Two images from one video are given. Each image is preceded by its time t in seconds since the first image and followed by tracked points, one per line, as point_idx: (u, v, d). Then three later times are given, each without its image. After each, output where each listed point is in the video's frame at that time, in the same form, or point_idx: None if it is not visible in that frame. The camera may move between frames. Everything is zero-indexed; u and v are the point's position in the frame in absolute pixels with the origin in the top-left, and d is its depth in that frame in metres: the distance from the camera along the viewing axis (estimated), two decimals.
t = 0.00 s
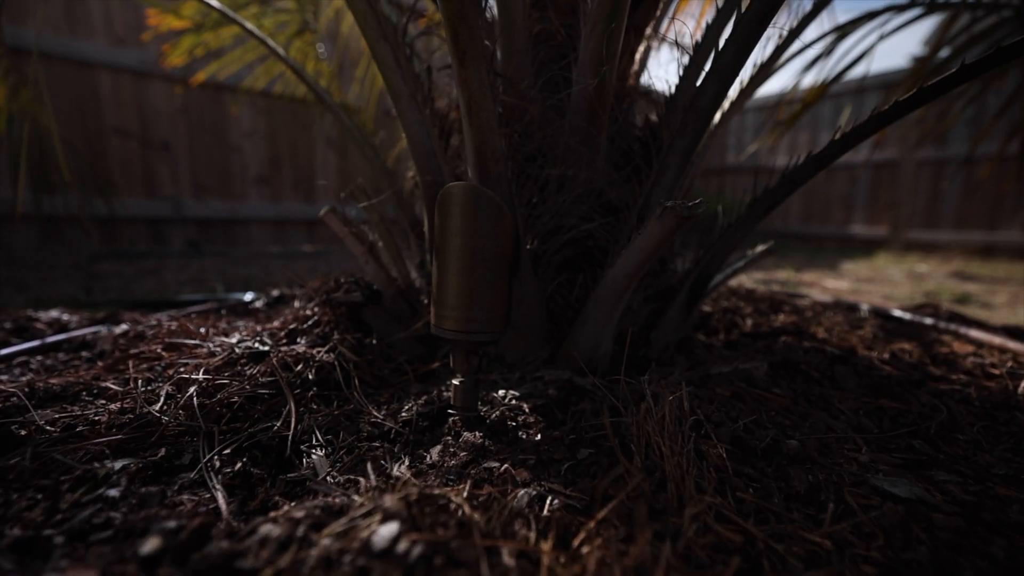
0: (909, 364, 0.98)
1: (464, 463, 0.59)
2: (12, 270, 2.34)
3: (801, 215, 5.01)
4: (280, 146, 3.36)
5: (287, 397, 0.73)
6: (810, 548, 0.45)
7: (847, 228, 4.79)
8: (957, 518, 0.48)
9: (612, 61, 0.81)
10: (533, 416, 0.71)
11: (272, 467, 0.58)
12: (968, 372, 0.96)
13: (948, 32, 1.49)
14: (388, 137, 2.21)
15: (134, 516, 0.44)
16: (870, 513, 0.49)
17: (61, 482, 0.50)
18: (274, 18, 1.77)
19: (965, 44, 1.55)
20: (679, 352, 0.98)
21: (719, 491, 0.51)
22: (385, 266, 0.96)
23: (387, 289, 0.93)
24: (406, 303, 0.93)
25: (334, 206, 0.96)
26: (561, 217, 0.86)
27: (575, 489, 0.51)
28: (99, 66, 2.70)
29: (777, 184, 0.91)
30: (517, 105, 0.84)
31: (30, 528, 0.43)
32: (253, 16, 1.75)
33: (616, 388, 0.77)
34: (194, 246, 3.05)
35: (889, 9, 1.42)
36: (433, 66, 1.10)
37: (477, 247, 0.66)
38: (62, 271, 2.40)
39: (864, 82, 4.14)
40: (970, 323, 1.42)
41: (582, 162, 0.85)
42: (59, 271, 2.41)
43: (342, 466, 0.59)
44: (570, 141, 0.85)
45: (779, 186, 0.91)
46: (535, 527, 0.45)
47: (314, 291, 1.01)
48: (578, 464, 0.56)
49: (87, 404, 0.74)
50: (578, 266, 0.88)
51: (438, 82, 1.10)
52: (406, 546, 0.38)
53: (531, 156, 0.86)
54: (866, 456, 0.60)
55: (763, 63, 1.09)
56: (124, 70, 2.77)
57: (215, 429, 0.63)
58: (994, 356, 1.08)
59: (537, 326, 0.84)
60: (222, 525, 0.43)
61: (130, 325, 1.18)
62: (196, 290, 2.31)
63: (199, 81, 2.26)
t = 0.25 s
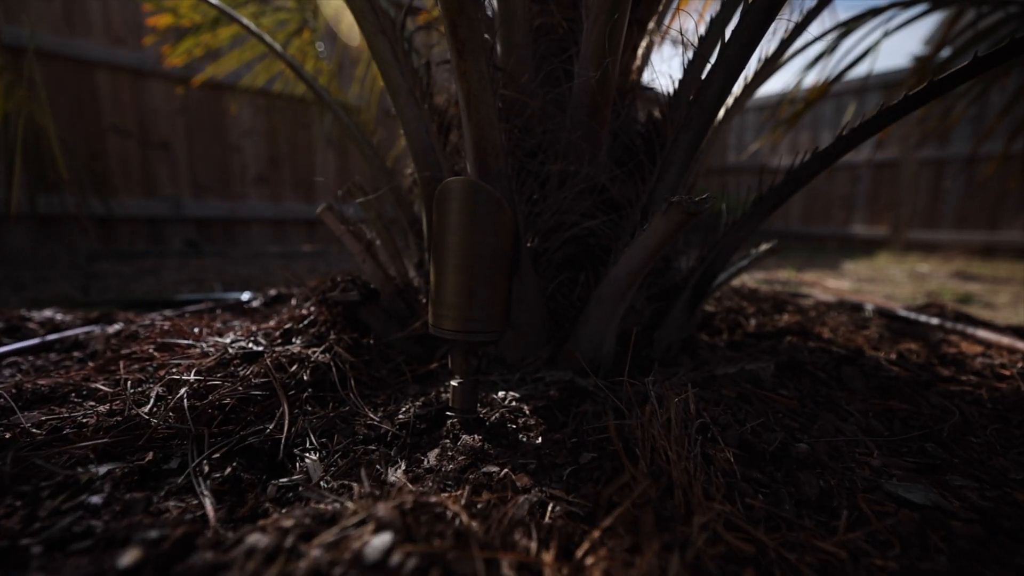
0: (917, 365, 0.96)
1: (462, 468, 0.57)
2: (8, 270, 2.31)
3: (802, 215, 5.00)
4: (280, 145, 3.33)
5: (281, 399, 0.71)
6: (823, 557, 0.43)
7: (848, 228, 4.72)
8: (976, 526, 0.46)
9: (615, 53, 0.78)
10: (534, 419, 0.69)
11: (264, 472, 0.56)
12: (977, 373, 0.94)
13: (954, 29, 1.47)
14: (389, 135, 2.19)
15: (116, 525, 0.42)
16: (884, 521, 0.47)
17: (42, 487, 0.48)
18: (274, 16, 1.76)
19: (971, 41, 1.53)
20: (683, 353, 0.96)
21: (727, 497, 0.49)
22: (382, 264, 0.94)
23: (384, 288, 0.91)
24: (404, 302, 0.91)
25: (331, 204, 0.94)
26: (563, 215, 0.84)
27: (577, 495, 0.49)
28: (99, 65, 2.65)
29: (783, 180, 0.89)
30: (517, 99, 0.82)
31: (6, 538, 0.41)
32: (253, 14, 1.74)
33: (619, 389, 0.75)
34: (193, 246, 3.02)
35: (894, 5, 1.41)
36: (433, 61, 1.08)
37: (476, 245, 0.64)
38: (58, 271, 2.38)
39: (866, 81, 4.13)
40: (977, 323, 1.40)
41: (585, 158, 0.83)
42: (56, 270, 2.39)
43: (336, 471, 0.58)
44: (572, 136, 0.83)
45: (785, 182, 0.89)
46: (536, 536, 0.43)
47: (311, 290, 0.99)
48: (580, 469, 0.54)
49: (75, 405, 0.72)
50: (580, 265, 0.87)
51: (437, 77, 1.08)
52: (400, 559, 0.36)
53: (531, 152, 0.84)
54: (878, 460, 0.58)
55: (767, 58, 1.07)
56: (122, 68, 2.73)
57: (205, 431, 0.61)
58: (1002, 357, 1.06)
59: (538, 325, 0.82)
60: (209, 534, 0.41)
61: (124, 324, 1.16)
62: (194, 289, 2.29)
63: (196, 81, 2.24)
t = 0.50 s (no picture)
0: (927, 365, 0.94)
1: (459, 473, 0.54)
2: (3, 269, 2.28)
3: (803, 215, 4.95)
4: (278, 144, 3.29)
5: (273, 401, 0.68)
6: (839, 568, 0.41)
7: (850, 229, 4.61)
8: (1000, 535, 0.44)
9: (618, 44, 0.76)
10: (535, 421, 0.67)
11: (254, 477, 0.54)
12: (988, 374, 0.92)
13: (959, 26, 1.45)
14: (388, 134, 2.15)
15: (94, 537, 0.39)
16: (904, 530, 0.45)
17: (18, 495, 0.45)
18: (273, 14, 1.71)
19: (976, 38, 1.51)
20: (686, 353, 0.94)
21: (737, 504, 0.46)
22: (379, 263, 0.92)
23: (381, 286, 0.88)
24: (401, 302, 0.89)
25: (327, 201, 0.91)
26: (564, 212, 0.81)
27: (580, 502, 0.47)
28: (97, 64, 2.59)
29: (791, 176, 0.87)
30: (517, 92, 0.80)
31: None
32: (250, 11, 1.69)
33: (622, 391, 0.73)
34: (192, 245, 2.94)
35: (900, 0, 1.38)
36: (430, 55, 1.05)
37: (475, 241, 0.62)
38: (54, 270, 2.35)
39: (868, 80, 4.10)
40: (983, 322, 1.38)
41: (587, 153, 0.81)
42: (53, 270, 2.35)
43: (329, 477, 0.55)
44: (574, 130, 0.81)
45: (792, 178, 0.87)
46: (537, 546, 0.41)
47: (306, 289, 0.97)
48: (583, 475, 0.52)
49: (61, 408, 0.69)
50: (582, 263, 0.84)
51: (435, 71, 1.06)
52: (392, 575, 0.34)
53: (532, 147, 0.82)
54: (893, 465, 0.56)
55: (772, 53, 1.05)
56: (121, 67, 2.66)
57: (193, 434, 0.58)
58: (1012, 357, 1.04)
59: (539, 325, 0.80)
60: (192, 545, 0.39)
61: (114, 324, 1.13)
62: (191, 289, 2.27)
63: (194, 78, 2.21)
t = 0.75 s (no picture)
0: (936, 366, 0.91)
1: (457, 479, 0.52)
2: None
3: (802, 215, 4.88)
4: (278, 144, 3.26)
5: (266, 403, 0.66)
6: None
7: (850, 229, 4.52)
8: None
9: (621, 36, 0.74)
10: (535, 424, 0.65)
11: (245, 482, 0.52)
12: (999, 376, 0.90)
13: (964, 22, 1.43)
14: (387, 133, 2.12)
15: (74, 548, 0.37)
16: (924, 541, 0.42)
17: None
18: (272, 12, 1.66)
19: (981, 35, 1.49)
20: (690, 355, 0.92)
21: (748, 514, 0.44)
22: (377, 262, 0.90)
23: (378, 286, 0.86)
24: (399, 302, 0.87)
25: (323, 199, 0.89)
26: (566, 209, 0.79)
27: (584, 510, 0.45)
28: (94, 61, 2.54)
29: (798, 172, 0.84)
30: (518, 87, 0.78)
31: None
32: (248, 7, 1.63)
33: (625, 393, 0.71)
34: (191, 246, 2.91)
35: None
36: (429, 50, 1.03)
37: (474, 239, 0.60)
38: (50, 270, 2.32)
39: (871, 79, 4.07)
40: (990, 322, 1.36)
41: (590, 149, 0.79)
42: (49, 270, 2.32)
43: (322, 482, 0.53)
44: (577, 126, 0.79)
45: (799, 174, 0.85)
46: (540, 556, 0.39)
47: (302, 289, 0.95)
48: (587, 481, 0.50)
49: (47, 410, 0.67)
50: (584, 262, 0.82)
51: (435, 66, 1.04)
52: None
53: (533, 143, 0.80)
54: (908, 471, 0.54)
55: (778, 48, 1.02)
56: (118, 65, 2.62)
57: (182, 438, 0.56)
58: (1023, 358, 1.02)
59: (540, 325, 0.77)
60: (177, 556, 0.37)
61: (105, 324, 1.11)
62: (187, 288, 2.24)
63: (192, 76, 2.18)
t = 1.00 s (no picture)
0: (947, 368, 0.89)
1: (456, 487, 0.50)
2: None
3: (802, 216, 4.85)
4: (277, 143, 3.23)
5: (258, 407, 0.64)
6: None
7: (851, 229, 4.48)
8: None
9: (625, 28, 0.72)
10: (537, 429, 0.63)
11: (233, 492, 0.50)
12: (1012, 378, 0.87)
13: (971, 18, 1.41)
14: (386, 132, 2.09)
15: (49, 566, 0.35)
16: (947, 558, 0.40)
17: None
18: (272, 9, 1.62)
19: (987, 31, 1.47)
20: (693, 356, 0.90)
21: (761, 526, 0.42)
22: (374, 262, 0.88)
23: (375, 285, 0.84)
24: (397, 302, 0.85)
25: (319, 197, 0.87)
26: (568, 206, 0.77)
27: (588, 523, 0.44)
28: (91, 60, 2.51)
29: (805, 169, 0.82)
30: (518, 81, 0.76)
31: None
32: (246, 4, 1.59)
33: (630, 396, 0.68)
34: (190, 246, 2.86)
35: None
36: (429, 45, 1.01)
37: (474, 237, 0.58)
38: (47, 270, 2.29)
39: (872, 79, 4.05)
40: (998, 323, 1.34)
41: (592, 145, 0.77)
42: (46, 270, 2.30)
43: (315, 491, 0.51)
44: (579, 120, 0.76)
45: (808, 171, 0.82)
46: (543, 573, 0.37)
47: (297, 288, 0.93)
48: (591, 490, 0.48)
49: (32, 414, 0.65)
50: (586, 261, 0.80)
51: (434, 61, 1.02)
52: None
53: (534, 139, 0.78)
54: (926, 480, 0.52)
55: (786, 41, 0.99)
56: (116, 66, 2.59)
57: (169, 444, 0.54)
58: None
59: (540, 326, 0.75)
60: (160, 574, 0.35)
61: (97, 324, 1.08)
62: (185, 289, 2.22)
63: (192, 77, 2.16)
